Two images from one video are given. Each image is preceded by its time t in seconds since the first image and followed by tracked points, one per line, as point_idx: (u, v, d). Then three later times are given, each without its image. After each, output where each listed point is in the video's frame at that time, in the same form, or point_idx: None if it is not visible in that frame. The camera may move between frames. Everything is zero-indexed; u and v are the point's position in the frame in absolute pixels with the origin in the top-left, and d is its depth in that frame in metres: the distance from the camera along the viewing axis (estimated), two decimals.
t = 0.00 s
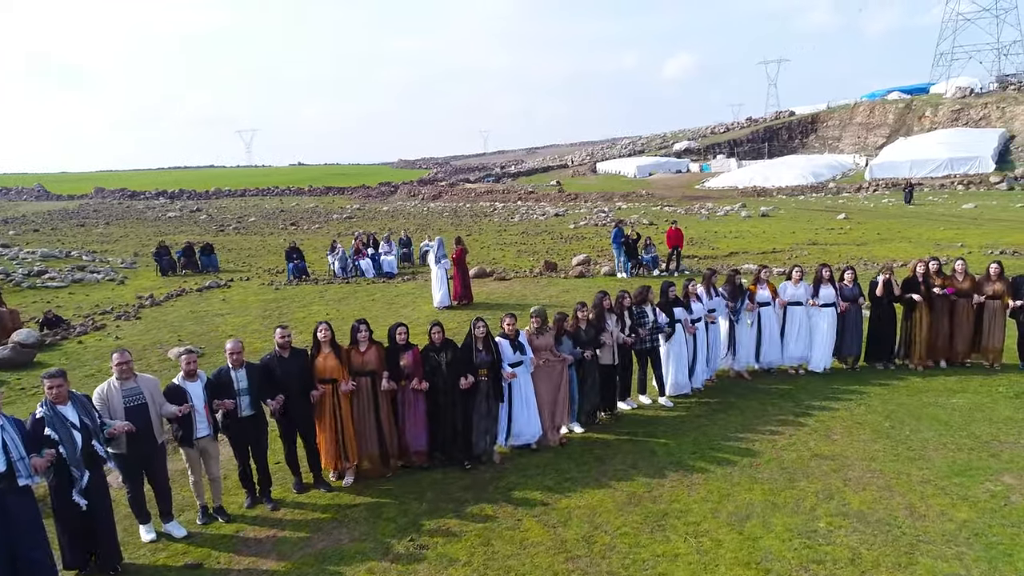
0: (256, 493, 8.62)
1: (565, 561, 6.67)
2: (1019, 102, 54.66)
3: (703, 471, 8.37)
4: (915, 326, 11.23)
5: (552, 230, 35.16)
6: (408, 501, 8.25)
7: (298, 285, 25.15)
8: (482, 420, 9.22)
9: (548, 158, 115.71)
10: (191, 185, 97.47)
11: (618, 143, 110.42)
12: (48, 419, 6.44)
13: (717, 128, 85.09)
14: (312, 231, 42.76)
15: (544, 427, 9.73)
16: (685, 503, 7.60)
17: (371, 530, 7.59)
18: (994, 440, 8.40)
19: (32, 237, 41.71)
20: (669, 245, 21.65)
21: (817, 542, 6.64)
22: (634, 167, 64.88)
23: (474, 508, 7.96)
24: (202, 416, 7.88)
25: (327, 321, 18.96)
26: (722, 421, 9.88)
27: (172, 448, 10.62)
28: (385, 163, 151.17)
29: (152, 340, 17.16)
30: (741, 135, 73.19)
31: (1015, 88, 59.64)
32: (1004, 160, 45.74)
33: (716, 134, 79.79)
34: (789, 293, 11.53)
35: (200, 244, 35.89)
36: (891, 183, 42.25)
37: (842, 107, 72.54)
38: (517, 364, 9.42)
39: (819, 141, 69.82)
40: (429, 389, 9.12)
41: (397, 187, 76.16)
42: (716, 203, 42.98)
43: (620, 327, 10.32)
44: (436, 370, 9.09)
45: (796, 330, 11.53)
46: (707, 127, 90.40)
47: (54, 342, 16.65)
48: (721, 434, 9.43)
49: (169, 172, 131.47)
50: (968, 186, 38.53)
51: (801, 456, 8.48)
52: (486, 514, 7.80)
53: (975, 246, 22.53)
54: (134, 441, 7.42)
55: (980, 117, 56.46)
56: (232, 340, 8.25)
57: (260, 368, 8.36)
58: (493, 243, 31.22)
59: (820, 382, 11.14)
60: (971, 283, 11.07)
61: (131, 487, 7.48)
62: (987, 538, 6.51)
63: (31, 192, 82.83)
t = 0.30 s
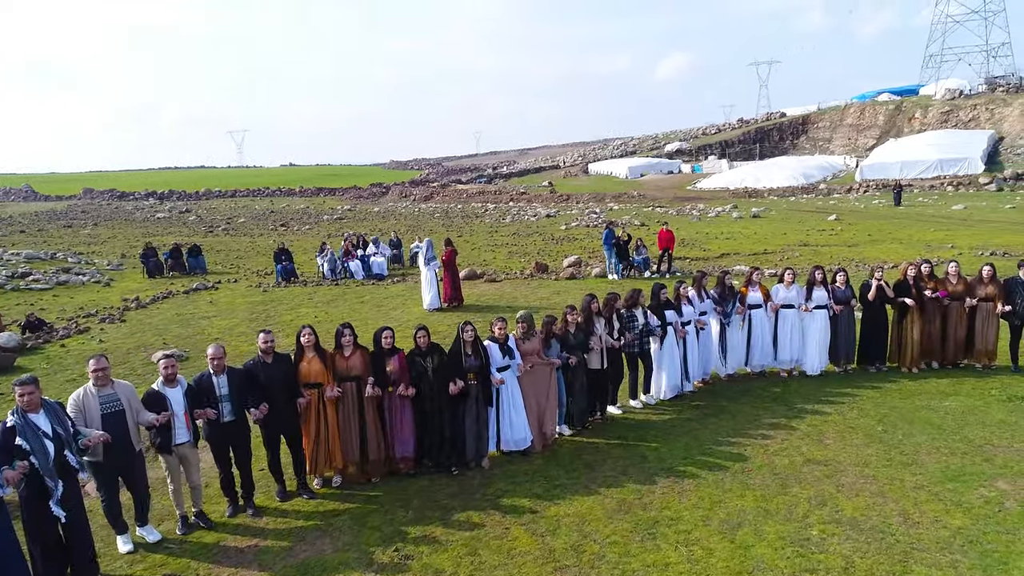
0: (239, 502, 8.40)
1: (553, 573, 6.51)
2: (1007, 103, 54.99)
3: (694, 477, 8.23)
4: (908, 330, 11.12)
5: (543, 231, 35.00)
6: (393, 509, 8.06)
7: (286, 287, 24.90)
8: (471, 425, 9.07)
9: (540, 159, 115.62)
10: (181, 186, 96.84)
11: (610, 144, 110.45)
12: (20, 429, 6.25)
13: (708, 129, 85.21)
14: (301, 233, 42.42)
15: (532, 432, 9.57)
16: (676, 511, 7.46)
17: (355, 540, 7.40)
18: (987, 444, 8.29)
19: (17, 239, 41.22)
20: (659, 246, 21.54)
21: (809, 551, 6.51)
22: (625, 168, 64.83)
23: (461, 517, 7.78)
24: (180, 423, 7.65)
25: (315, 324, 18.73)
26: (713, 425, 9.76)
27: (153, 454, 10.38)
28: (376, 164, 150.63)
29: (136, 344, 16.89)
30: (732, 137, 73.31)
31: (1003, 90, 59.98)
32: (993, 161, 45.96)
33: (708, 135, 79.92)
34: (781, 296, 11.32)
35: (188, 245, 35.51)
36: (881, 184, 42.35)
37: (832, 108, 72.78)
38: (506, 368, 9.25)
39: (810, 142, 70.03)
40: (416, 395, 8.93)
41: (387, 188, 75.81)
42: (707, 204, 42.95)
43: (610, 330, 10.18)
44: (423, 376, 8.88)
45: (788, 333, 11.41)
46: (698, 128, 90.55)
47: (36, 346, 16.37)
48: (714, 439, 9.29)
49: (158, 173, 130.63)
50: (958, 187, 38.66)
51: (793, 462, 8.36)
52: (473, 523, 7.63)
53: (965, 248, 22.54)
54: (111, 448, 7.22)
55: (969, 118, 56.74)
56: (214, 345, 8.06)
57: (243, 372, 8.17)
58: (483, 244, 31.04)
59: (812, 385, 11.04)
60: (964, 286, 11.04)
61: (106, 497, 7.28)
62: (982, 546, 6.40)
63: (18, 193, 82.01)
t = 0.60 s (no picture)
0: (221, 511, 8.18)
1: None
2: (995, 105, 55.33)
3: (686, 483, 8.10)
4: (899, 330, 11.07)
5: (534, 233, 34.87)
6: (379, 517, 7.88)
7: (274, 289, 24.64)
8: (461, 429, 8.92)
9: (531, 160, 115.55)
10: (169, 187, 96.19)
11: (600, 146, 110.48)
12: None
13: (699, 130, 85.37)
14: (290, 234, 42.06)
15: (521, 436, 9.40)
16: (668, 518, 7.34)
17: (339, 550, 7.22)
18: (981, 448, 8.20)
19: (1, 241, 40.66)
20: (650, 248, 21.42)
21: (803, 559, 6.40)
22: (616, 169, 64.80)
23: (448, 525, 7.61)
24: (167, 428, 7.46)
25: (303, 326, 18.51)
26: (704, 428, 9.64)
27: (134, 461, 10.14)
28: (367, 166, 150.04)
29: (120, 348, 16.62)
30: (722, 138, 73.44)
31: (991, 92, 60.36)
32: (981, 162, 46.21)
33: (698, 136, 80.00)
34: (777, 298, 11.24)
35: (175, 247, 35.14)
36: (871, 186, 42.49)
37: (822, 110, 73.07)
38: (496, 371, 9.12)
39: (800, 143, 70.27)
40: (406, 399, 8.64)
41: (378, 189, 75.47)
42: (697, 205, 43.01)
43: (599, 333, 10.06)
44: (413, 379, 8.62)
45: (782, 335, 11.33)
46: (689, 129, 90.74)
47: (17, 350, 16.08)
48: (706, 443, 9.16)
49: (147, 174, 129.62)
50: (946, 188, 38.83)
51: (785, 467, 8.25)
52: (462, 531, 7.46)
53: (955, 248, 22.58)
54: (90, 455, 7.00)
55: (957, 120, 57.07)
56: (202, 348, 7.87)
57: (231, 378, 7.98)
58: (474, 246, 30.86)
59: (804, 387, 10.95)
60: (960, 288, 10.98)
61: (86, 505, 7.07)
62: (977, 553, 6.29)
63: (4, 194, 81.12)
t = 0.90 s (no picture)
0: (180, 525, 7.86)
1: None
2: (956, 107, 56.65)
3: (659, 487, 8.00)
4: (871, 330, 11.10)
5: (506, 233, 34.72)
6: (345, 528, 7.64)
7: (241, 293, 24.14)
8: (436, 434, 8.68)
9: (504, 161, 115.45)
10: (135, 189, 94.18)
11: (573, 147, 110.85)
12: None
13: (670, 131, 86.04)
14: (259, 236, 41.33)
15: (495, 440, 9.21)
16: (641, 524, 7.24)
17: (304, 565, 6.97)
18: (949, 447, 8.25)
19: None
20: (623, 249, 21.41)
21: (776, 564, 6.34)
22: (588, 170, 64.97)
23: (417, 535, 7.40)
24: (128, 438, 7.15)
25: (271, 331, 18.09)
26: (677, 430, 9.56)
27: (91, 473, 9.75)
28: (339, 166, 148.51)
29: (78, 355, 16.07)
30: (693, 139, 74.12)
31: (953, 94, 61.81)
32: (944, 163, 47.26)
33: (669, 137, 80.64)
34: (752, 298, 11.22)
35: (139, 250, 34.30)
36: (838, 186, 43.17)
37: (790, 111, 74.14)
38: (469, 374, 8.94)
39: (769, 144, 71.22)
40: (382, 405, 8.37)
41: (349, 190, 74.72)
42: (669, 205, 43.29)
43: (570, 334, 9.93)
44: (388, 385, 8.35)
45: (755, 335, 11.32)
46: (660, 130, 91.46)
47: None
48: (679, 445, 9.08)
49: (112, 176, 126.84)
50: (911, 188, 39.60)
51: (758, 469, 8.21)
52: (431, 541, 7.26)
53: (920, 248, 22.98)
54: (46, 466, 6.67)
55: (921, 121, 58.31)
56: (166, 354, 7.54)
57: (196, 386, 7.66)
58: (446, 247, 30.63)
59: (775, 387, 10.95)
60: (933, 287, 11.07)
61: (40, 520, 6.69)
62: (948, 554, 6.29)
63: None
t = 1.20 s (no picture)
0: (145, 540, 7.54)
1: None
2: (928, 108, 57.56)
3: (640, 493, 7.87)
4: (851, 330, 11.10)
5: (485, 234, 34.56)
6: (318, 541, 7.38)
7: (214, 296, 23.67)
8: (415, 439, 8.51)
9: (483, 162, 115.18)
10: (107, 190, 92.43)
11: (552, 148, 111.02)
12: None
13: (648, 132, 86.51)
14: (234, 238, 40.70)
15: (474, 443, 9.02)
16: (622, 531, 7.10)
17: None
18: (927, 448, 8.23)
19: None
20: (601, 250, 21.31)
21: (759, 571, 6.23)
22: (567, 171, 65.00)
23: (393, 547, 7.17)
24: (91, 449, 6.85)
25: (244, 335, 17.73)
26: (658, 433, 9.45)
27: (52, 486, 9.36)
28: (316, 167, 147.13)
29: (43, 362, 15.58)
30: (670, 139, 74.57)
31: (924, 95, 62.85)
32: (916, 164, 47.97)
33: (647, 138, 81.06)
34: (731, 299, 11.15)
35: (109, 253, 33.56)
36: (813, 186, 43.63)
37: (766, 112, 74.92)
38: (447, 378, 8.73)
39: (745, 145, 71.88)
40: (363, 412, 8.10)
41: (327, 191, 74.04)
42: (647, 205, 43.46)
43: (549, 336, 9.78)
44: (367, 391, 8.08)
45: (735, 335, 11.23)
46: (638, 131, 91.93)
47: None
48: (660, 449, 8.98)
49: (83, 177, 124.44)
50: (884, 188, 40.14)
51: (739, 473, 8.12)
52: (407, 553, 7.05)
53: (895, 248, 23.22)
54: (5, 481, 6.34)
55: (893, 122, 59.21)
56: (131, 362, 7.25)
57: (162, 395, 7.38)
58: (424, 249, 30.37)
59: (755, 388, 10.89)
60: (911, 287, 11.11)
61: None
62: (930, 558, 6.22)
63: None
